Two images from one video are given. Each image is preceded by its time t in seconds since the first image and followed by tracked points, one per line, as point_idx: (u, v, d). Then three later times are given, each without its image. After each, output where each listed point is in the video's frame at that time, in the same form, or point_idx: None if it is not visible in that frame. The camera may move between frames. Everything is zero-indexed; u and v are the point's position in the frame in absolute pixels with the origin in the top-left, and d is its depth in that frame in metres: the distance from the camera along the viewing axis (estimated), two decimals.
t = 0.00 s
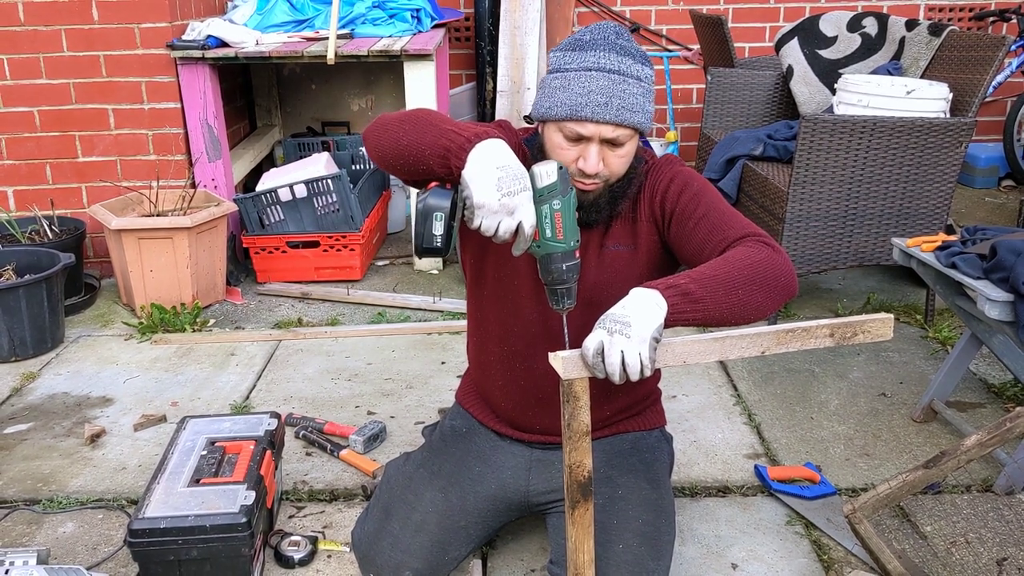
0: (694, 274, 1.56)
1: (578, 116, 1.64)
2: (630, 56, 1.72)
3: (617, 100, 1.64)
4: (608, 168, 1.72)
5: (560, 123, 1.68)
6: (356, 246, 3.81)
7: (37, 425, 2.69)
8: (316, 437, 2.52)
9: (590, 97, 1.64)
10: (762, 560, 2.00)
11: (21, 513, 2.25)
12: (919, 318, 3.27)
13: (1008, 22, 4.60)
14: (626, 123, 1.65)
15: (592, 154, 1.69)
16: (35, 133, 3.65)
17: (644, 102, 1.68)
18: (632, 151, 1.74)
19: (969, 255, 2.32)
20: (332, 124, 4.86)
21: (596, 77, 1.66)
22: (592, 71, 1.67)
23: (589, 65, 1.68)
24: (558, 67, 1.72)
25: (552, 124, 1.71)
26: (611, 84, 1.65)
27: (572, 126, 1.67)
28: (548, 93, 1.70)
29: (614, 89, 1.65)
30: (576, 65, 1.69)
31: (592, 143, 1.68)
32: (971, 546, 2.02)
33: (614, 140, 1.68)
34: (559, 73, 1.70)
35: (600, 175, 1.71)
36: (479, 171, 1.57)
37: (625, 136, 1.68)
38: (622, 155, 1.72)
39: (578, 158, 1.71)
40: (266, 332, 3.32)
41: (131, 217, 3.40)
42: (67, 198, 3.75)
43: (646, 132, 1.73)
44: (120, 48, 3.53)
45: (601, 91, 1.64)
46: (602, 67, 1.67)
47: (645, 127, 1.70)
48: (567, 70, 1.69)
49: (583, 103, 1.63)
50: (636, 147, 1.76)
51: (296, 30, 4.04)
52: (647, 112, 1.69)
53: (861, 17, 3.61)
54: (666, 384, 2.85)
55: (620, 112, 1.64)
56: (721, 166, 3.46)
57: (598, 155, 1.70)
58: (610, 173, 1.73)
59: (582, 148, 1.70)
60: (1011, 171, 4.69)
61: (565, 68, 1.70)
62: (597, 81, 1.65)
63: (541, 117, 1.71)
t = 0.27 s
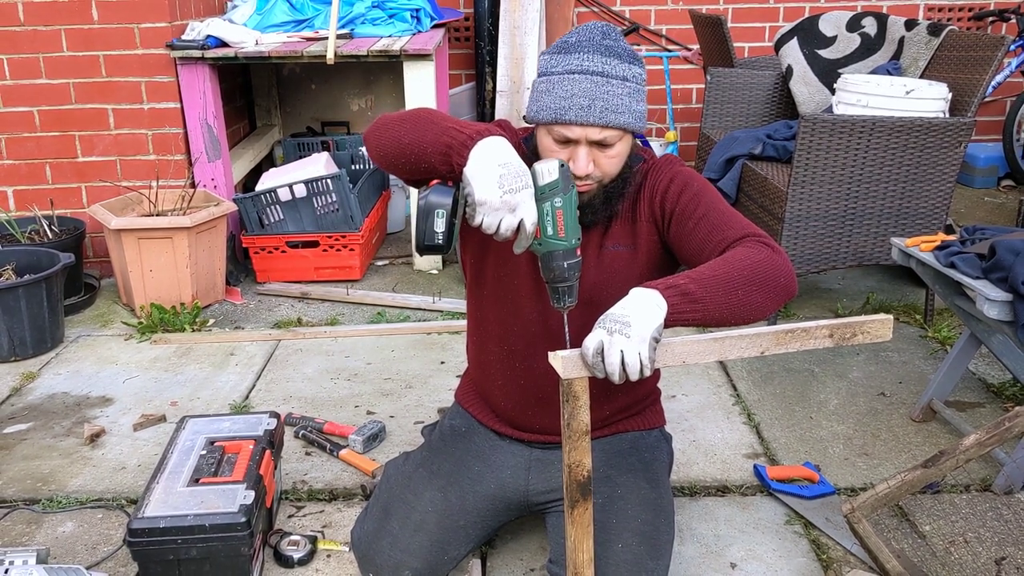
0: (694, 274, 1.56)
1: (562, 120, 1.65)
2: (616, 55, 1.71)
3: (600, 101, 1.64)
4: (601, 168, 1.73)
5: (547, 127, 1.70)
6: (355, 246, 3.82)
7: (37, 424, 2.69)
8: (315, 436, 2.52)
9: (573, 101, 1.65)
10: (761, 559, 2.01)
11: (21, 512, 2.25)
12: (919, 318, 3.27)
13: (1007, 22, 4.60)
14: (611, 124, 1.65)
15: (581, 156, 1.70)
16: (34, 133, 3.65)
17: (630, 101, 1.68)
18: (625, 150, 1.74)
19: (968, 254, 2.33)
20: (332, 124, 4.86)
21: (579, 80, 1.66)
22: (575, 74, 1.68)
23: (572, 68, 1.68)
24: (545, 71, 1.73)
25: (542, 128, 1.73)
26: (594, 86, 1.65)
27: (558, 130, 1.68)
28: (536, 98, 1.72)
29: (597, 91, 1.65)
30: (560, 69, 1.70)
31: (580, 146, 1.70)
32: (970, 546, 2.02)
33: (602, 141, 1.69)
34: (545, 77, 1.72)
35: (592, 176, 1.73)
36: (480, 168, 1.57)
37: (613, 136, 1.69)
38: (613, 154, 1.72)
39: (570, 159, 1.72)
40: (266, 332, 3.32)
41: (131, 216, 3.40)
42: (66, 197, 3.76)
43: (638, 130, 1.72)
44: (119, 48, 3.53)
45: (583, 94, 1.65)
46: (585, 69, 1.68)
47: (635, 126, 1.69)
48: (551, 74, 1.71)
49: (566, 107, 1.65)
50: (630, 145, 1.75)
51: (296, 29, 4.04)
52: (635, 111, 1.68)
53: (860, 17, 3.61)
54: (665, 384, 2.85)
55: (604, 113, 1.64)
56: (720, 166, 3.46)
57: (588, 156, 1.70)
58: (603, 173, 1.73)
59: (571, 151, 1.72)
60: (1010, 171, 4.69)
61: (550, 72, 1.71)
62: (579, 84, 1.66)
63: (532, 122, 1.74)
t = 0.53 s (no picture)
0: (692, 274, 1.56)
1: (557, 120, 1.66)
2: (611, 55, 1.71)
3: (594, 102, 1.65)
4: (597, 169, 1.73)
5: (543, 128, 1.71)
6: (355, 246, 3.82)
7: (36, 424, 2.70)
8: (314, 436, 2.52)
9: (567, 101, 1.65)
10: (759, 558, 2.01)
11: (20, 512, 2.25)
12: (917, 318, 3.27)
13: (1007, 22, 4.61)
14: (606, 123, 1.66)
15: (578, 156, 1.71)
16: (34, 133, 3.65)
17: (625, 100, 1.68)
18: (621, 149, 1.74)
19: (966, 254, 2.33)
20: (332, 124, 4.86)
21: (573, 81, 1.67)
22: (569, 75, 1.68)
23: (567, 68, 1.69)
24: (540, 72, 1.74)
25: (538, 129, 1.74)
26: (588, 86, 1.66)
27: (554, 131, 1.69)
28: (532, 100, 1.74)
29: (592, 91, 1.65)
30: (555, 70, 1.71)
31: (576, 146, 1.71)
32: (968, 545, 2.03)
33: (598, 141, 1.69)
34: (539, 78, 1.73)
35: (589, 176, 1.73)
36: (480, 171, 1.57)
37: (609, 136, 1.69)
38: (609, 154, 1.72)
39: (566, 160, 1.73)
40: (266, 332, 3.32)
41: (131, 216, 3.40)
42: (66, 197, 3.76)
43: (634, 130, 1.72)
44: (119, 48, 3.53)
45: (578, 94, 1.65)
46: (580, 70, 1.68)
47: (631, 125, 1.69)
48: (546, 75, 1.72)
49: (560, 108, 1.66)
50: (627, 144, 1.76)
51: (295, 29, 4.05)
52: (630, 110, 1.69)
53: (859, 17, 3.62)
54: (664, 383, 2.85)
55: (598, 113, 1.65)
56: (719, 166, 3.47)
57: (584, 156, 1.71)
58: (599, 173, 1.74)
59: (567, 151, 1.73)
60: (1009, 171, 4.69)
61: (544, 73, 1.72)
62: (574, 84, 1.66)
63: (528, 123, 1.74)
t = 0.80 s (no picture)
0: (687, 274, 1.56)
1: (549, 123, 1.67)
2: (601, 56, 1.71)
3: (584, 103, 1.65)
4: (591, 169, 1.74)
5: (535, 130, 1.72)
6: (353, 246, 3.82)
7: (35, 424, 2.70)
8: (313, 436, 2.52)
9: (557, 103, 1.66)
10: (757, 558, 2.01)
11: (19, 512, 2.25)
12: (916, 318, 3.27)
13: (1006, 22, 4.61)
14: (597, 124, 1.66)
15: (571, 157, 1.72)
16: (33, 133, 3.65)
17: (616, 101, 1.68)
18: (615, 150, 1.74)
19: (964, 254, 2.33)
20: (331, 124, 4.86)
21: (563, 83, 1.67)
22: (559, 76, 1.68)
23: (557, 70, 1.69)
24: (532, 74, 1.75)
25: (531, 131, 1.74)
26: (578, 87, 1.65)
27: (547, 133, 1.70)
28: (525, 102, 1.74)
29: (581, 92, 1.65)
30: (545, 72, 1.71)
31: (569, 147, 1.71)
32: (965, 544, 2.03)
33: (590, 142, 1.70)
34: (531, 80, 1.73)
35: (583, 177, 1.73)
36: (487, 166, 1.58)
37: (601, 137, 1.69)
38: (602, 154, 1.72)
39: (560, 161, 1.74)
40: (265, 332, 3.32)
41: (130, 216, 3.41)
42: (65, 198, 3.76)
43: (626, 130, 1.72)
44: (118, 48, 3.53)
45: (568, 96, 1.65)
46: (570, 71, 1.68)
47: (622, 125, 1.69)
48: (536, 77, 1.72)
49: (551, 110, 1.66)
50: (621, 144, 1.75)
51: (294, 30, 4.05)
52: (621, 111, 1.68)
53: (858, 17, 3.62)
54: (662, 383, 2.85)
55: (588, 115, 1.65)
56: (717, 166, 3.47)
57: (577, 158, 1.72)
58: (594, 174, 1.74)
59: (560, 152, 1.73)
60: (1008, 171, 4.69)
61: (535, 75, 1.72)
62: (563, 86, 1.66)
63: (522, 126, 1.75)
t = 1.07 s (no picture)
0: (686, 274, 1.56)
1: (539, 126, 1.68)
2: (590, 57, 1.70)
3: (574, 105, 1.65)
4: (586, 171, 1.74)
5: (528, 133, 1.73)
6: (353, 246, 3.82)
7: (34, 424, 2.70)
8: (312, 435, 2.53)
9: (546, 107, 1.66)
10: (755, 558, 2.01)
11: (18, 511, 2.25)
12: (915, 318, 3.27)
13: (1005, 23, 4.61)
14: (588, 126, 1.66)
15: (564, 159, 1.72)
16: (33, 133, 3.65)
17: (606, 101, 1.67)
18: (609, 150, 1.74)
19: (963, 254, 2.33)
20: (331, 124, 4.87)
21: (551, 86, 1.67)
22: (547, 80, 1.68)
23: (546, 73, 1.69)
24: (523, 78, 1.75)
25: (524, 133, 1.75)
26: (567, 90, 1.66)
27: (539, 136, 1.71)
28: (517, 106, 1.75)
29: (570, 95, 1.65)
30: (535, 75, 1.71)
31: (561, 149, 1.71)
32: (964, 545, 2.03)
33: (582, 144, 1.70)
34: (522, 84, 1.74)
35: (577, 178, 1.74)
36: (493, 163, 1.57)
37: (592, 138, 1.69)
38: (596, 155, 1.72)
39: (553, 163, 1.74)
40: (264, 332, 3.33)
41: (130, 217, 3.41)
42: (65, 198, 3.76)
43: (619, 130, 1.72)
44: (118, 48, 3.53)
45: (557, 99, 1.66)
46: (558, 74, 1.68)
47: (614, 126, 1.69)
48: (527, 80, 1.72)
49: (540, 114, 1.67)
50: (615, 144, 1.75)
51: (294, 30, 4.05)
52: (611, 111, 1.68)
53: (858, 17, 3.62)
54: (661, 383, 2.86)
55: (578, 117, 1.65)
56: (717, 166, 3.47)
57: (570, 159, 1.72)
58: (588, 175, 1.75)
59: (553, 154, 1.74)
60: (1008, 171, 4.69)
61: (525, 79, 1.73)
62: (552, 89, 1.67)
63: (516, 129, 1.76)
